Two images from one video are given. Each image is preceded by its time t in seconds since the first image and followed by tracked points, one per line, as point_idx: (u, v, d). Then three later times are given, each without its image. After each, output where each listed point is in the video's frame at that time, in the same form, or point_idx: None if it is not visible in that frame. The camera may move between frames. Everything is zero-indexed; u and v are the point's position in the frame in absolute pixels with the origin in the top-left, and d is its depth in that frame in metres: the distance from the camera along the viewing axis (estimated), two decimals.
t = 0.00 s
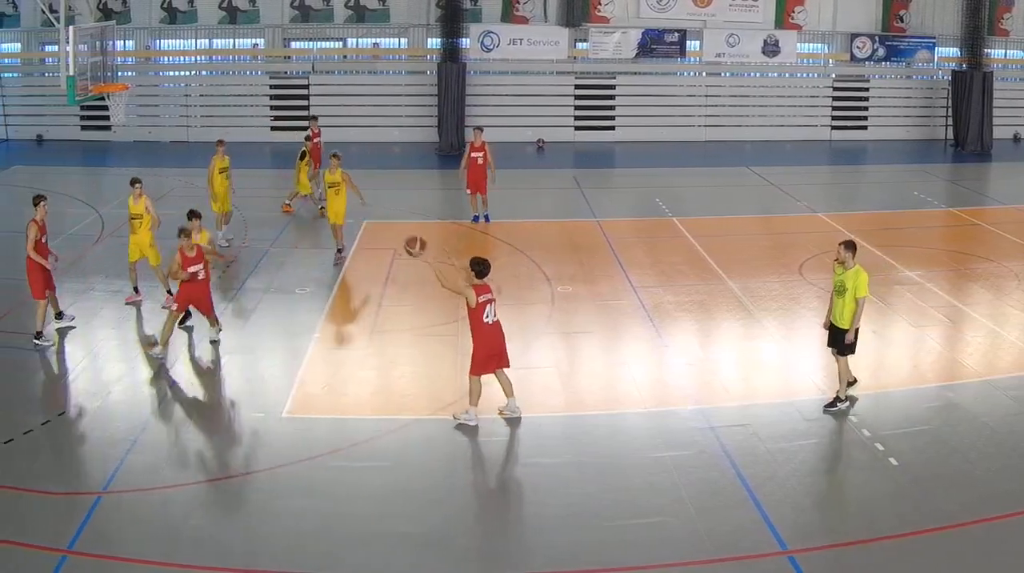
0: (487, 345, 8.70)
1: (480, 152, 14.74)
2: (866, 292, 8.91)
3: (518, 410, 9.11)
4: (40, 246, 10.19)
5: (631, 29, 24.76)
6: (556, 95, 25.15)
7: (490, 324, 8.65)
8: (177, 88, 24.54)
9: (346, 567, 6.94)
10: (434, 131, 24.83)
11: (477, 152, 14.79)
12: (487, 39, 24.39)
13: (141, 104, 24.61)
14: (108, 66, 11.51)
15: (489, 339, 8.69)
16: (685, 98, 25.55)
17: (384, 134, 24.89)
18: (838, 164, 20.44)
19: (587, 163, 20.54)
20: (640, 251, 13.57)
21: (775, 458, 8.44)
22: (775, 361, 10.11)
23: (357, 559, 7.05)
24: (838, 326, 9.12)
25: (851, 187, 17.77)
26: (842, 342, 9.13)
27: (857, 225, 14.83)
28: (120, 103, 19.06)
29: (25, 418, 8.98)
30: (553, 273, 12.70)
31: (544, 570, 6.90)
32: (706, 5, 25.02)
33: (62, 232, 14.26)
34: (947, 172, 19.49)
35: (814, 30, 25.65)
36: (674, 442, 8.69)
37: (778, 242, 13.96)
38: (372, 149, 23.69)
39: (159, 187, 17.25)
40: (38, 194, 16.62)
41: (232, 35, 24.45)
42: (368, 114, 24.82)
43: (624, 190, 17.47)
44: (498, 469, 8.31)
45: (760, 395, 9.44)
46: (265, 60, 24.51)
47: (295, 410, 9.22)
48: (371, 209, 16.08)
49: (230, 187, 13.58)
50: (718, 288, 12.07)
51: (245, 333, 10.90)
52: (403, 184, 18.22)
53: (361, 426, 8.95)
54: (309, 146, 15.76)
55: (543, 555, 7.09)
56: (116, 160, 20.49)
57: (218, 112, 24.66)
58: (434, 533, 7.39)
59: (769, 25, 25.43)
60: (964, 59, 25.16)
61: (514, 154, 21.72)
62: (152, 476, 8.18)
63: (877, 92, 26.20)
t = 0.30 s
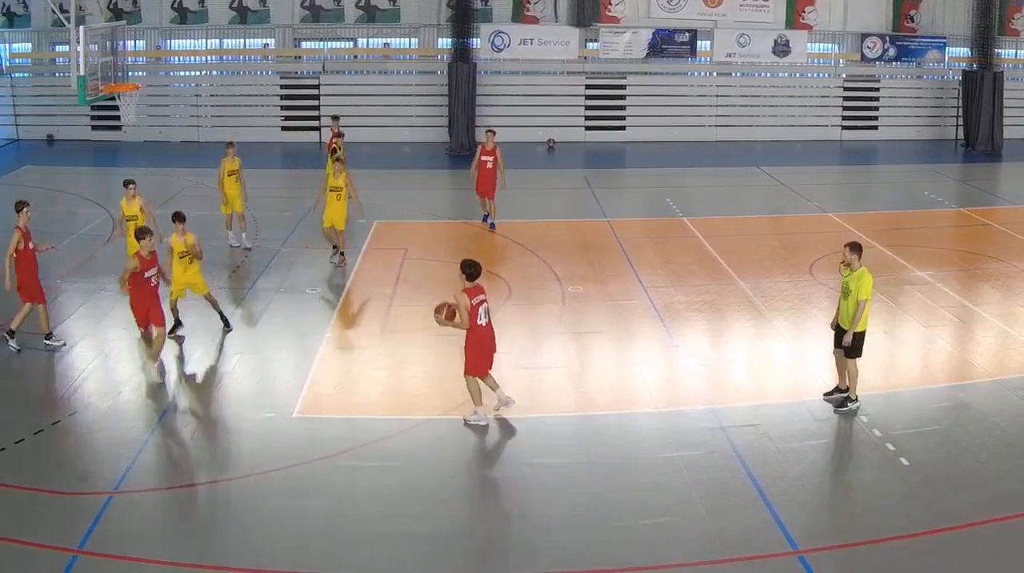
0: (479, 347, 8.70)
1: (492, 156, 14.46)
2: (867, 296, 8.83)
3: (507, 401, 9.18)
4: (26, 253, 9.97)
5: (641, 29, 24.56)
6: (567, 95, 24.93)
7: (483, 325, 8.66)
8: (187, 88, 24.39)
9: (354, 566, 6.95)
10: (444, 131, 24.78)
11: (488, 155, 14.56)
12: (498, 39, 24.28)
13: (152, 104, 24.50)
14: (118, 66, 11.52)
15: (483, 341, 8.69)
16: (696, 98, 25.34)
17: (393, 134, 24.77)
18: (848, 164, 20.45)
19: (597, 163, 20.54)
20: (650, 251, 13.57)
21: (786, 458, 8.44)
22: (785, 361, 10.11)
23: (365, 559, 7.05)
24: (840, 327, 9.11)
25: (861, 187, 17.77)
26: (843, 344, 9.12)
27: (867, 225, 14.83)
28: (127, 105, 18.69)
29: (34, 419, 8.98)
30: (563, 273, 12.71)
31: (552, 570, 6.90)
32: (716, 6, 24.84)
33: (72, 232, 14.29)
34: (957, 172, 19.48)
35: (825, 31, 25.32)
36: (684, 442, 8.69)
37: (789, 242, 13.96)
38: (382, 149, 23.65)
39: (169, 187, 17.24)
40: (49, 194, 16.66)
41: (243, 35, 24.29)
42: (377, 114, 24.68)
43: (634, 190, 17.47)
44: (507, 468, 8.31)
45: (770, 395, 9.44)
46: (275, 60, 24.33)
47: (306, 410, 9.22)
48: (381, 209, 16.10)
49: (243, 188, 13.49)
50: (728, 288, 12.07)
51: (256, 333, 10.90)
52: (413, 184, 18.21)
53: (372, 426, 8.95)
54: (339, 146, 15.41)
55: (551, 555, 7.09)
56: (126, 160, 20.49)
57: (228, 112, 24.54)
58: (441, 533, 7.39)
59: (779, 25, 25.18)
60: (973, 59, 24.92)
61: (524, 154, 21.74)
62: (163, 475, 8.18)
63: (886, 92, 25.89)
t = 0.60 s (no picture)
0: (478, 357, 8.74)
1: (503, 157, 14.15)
2: (875, 295, 8.82)
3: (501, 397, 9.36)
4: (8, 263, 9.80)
5: (653, 29, 24.30)
6: (579, 95, 24.69)
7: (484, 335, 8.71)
8: (200, 88, 24.37)
9: (365, 566, 6.96)
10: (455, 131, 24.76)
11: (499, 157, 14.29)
12: (510, 39, 24.06)
13: (165, 104, 24.47)
14: (131, 66, 11.60)
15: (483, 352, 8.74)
16: (708, 98, 25.08)
17: (402, 134, 24.67)
18: (860, 164, 20.44)
19: (609, 163, 20.52)
20: (662, 251, 13.58)
21: (798, 458, 8.43)
22: (796, 361, 10.12)
23: (376, 559, 7.06)
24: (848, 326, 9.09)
25: (874, 187, 17.76)
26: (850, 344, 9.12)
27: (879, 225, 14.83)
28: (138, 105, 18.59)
29: (41, 422, 8.93)
30: (575, 273, 12.72)
31: (561, 570, 6.90)
32: (729, 5, 24.59)
33: (85, 232, 14.33)
34: (968, 172, 19.47)
35: (837, 31, 25.01)
36: (695, 441, 8.70)
37: (802, 242, 13.96)
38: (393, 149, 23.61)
39: (179, 187, 17.25)
40: (62, 194, 16.70)
41: (255, 35, 24.25)
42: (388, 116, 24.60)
43: (647, 190, 17.48)
44: (521, 467, 8.32)
45: (782, 395, 9.44)
46: (288, 60, 24.23)
47: (318, 410, 9.23)
48: (393, 209, 16.12)
49: (257, 193, 13.41)
50: (741, 289, 12.07)
51: (268, 333, 10.93)
52: (425, 184, 18.22)
53: (384, 426, 8.96)
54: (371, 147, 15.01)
55: (561, 555, 7.09)
56: (138, 160, 20.51)
57: (241, 112, 24.49)
58: (451, 533, 7.39)
59: (791, 25, 24.90)
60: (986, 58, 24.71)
61: (535, 154, 21.73)
62: (175, 475, 8.18)
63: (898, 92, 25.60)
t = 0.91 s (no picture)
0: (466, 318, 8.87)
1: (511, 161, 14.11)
2: (887, 294, 8.79)
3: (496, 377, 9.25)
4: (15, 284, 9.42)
5: (667, 29, 24.17)
6: (593, 95, 24.62)
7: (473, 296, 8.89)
8: (213, 88, 24.38)
9: (378, 566, 6.96)
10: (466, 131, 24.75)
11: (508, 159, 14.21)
12: (523, 39, 23.99)
13: (177, 104, 24.48)
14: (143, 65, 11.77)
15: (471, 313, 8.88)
16: (721, 98, 24.90)
17: (412, 134, 24.62)
18: (873, 164, 20.45)
19: (622, 163, 20.53)
20: (675, 251, 13.59)
21: (812, 458, 8.42)
22: (810, 360, 10.11)
23: (389, 559, 7.05)
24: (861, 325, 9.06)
25: (887, 187, 17.76)
26: (863, 343, 9.09)
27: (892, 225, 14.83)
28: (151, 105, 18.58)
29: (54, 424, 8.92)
30: (587, 273, 12.72)
31: (574, 570, 6.90)
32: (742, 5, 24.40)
33: (99, 232, 14.37)
34: (980, 172, 19.44)
35: (850, 31, 24.82)
36: (708, 441, 8.70)
37: (816, 242, 13.96)
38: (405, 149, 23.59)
39: (192, 187, 17.28)
40: (77, 194, 16.76)
41: (268, 35, 24.21)
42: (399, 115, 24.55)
43: (660, 190, 17.49)
44: (535, 466, 8.32)
45: (797, 395, 9.44)
46: (301, 60, 24.19)
47: (331, 410, 9.22)
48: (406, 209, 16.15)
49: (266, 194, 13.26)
50: (755, 288, 12.07)
51: (281, 333, 10.93)
52: (438, 184, 18.23)
53: (398, 426, 8.95)
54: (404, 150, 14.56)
55: (574, 555, 7.08)
56: (151, 160, 20.55)
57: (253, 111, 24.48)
58: (464, 533, 7.38)
59: (804, 25, 24.69)
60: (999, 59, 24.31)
61: (548, 154, 21.74)
62: (188, 475, 8.18)
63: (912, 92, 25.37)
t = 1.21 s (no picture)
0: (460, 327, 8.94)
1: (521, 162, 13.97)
2: (899, 295, 8.78)
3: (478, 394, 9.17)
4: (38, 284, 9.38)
5: (679, 29, 24.14)
6: (605, 95, 24.61)
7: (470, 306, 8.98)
8: (225, 88, 24.37)
9: (393, 566, 6.96)
10: (476, 132, 24.74)
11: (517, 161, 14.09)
12: (535, 39, 24.00)
13: (189, 104, 24.48)
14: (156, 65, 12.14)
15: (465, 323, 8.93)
16: (733, 99, 24.87)
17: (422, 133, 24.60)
18: (884, 164, 20.45)
19: (634, 163, 20.54)
20: (687, 251, 13.60)
21: (825, 459, 8.42)
22: (822, 361, 10.12)
23: (404, 560, 7.04)
24: (872, 325, 9.05)
25: (899, 187, 17.77)
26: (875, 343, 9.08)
27: (904, 225, 14.84)
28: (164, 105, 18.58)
29: (62, 425, 8.91)
30: (598, 273, 12.73)
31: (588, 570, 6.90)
32: (755, 5, 24.29)
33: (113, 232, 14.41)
34: (991, 173, 19.42)
35: (862, 31, 24.72)
36: (721, 442, 8.69)
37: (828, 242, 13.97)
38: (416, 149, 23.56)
39: (205, 187, 17.31)
40: (91, 195, 16.79)
41: (280, 35, 24.23)
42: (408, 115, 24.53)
43: (672, 190, 17.50)
44: (550, 466, 8.32)
45: (809, 394, 9.44)
46: (312, 60, 24.18)
47: (343, 410, 9.23)
48: (418, 210, 16.17)
49: (265, 195, 13.06)
50: (769, 288, 12.08)
51: (293, 333, 10.94)
52: (450, 184, 18.24)
53: (412, 426, 8.96)
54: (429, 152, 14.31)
55: (589, 556, 7.08)
56: (162, 160, 20.57)
57: (264, 111, 24.49)
58: (480, 533, 7.38)
59: (817, 25, 24.56)
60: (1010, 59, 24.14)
61: (559, 154, 21.76)
62: (200, 475, 8.18)
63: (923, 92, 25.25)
